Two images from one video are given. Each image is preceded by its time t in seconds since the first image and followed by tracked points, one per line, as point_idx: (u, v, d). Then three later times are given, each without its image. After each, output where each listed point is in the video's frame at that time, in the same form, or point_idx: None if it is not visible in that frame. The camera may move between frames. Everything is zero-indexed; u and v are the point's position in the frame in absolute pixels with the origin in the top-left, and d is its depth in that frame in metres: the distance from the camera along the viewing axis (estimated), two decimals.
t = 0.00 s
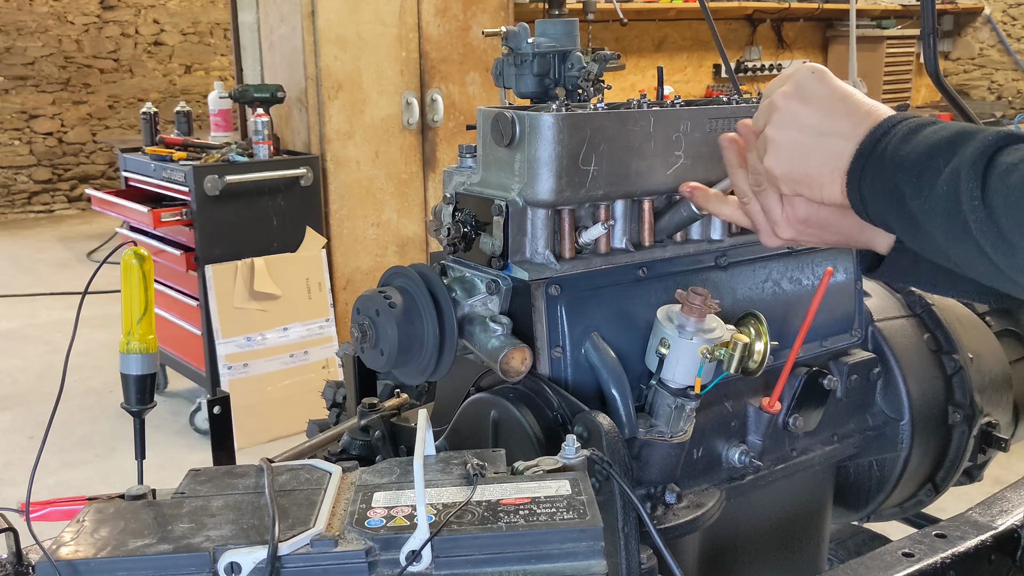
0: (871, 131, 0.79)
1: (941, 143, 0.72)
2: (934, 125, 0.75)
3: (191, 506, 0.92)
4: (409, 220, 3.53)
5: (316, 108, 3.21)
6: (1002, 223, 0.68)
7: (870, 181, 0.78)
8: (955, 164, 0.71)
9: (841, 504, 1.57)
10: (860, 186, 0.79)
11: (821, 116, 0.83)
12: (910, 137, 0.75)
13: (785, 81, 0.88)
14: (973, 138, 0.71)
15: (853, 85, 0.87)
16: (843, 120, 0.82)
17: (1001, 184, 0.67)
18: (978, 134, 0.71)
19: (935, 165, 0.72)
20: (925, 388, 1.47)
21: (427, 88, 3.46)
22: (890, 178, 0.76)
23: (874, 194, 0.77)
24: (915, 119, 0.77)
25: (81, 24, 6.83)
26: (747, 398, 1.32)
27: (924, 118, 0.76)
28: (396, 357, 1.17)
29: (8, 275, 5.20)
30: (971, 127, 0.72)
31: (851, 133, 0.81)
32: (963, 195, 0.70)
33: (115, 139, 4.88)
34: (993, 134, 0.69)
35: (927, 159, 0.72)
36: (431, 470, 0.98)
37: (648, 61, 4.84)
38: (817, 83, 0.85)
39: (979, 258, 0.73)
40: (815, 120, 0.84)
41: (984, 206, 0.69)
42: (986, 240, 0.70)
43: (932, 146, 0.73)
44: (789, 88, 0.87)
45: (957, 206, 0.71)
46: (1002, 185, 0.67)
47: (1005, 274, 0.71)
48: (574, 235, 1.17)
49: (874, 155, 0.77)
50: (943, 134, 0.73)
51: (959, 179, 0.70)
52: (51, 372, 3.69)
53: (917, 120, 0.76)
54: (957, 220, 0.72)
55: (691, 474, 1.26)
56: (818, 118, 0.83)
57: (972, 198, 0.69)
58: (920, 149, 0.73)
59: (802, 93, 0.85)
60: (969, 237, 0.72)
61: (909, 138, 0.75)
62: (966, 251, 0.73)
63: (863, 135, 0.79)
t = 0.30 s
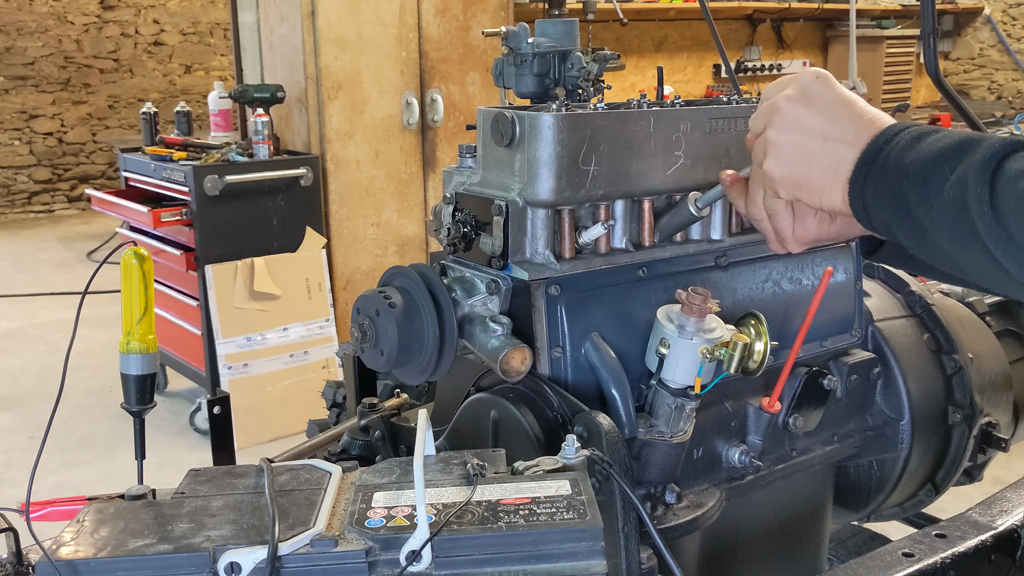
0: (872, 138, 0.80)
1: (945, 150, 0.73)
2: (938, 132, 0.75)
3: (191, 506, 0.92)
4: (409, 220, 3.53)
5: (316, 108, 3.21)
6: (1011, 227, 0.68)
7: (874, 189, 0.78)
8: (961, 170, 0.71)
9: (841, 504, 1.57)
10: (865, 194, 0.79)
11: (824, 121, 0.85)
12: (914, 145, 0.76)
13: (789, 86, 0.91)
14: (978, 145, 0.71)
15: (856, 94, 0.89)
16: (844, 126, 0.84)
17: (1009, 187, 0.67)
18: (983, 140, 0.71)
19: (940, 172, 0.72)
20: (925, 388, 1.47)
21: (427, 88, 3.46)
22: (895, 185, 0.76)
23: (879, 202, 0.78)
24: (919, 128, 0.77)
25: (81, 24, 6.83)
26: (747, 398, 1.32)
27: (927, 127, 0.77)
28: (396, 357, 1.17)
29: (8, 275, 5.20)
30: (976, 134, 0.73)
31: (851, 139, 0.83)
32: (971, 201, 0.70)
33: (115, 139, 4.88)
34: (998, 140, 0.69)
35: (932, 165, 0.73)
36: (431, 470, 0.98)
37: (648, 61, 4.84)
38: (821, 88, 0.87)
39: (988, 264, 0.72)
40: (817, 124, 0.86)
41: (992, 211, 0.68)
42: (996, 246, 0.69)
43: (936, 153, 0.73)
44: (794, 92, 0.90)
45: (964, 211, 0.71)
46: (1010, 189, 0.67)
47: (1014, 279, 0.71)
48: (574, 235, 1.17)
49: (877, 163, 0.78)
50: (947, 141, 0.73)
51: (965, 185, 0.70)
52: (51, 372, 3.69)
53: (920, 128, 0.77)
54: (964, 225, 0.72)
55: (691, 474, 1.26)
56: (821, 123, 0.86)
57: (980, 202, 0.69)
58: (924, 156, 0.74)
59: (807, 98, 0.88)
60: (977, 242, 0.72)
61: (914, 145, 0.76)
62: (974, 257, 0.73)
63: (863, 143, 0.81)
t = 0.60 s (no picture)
0: (874, 148, 0.79)
1: (946, 158, 0.72)
2: (940, 140, 0.74)
3: (191, 506, 0.92)
4: (409, 220, 3.53)
5: (316, 108, 3.21)
6: (1014, 236, 0.66)
7: (876, 198, 0.77)
8: (962, 179, 0.70)
9: (841, 504, 1.57)
10: (866, 203, 0.78)
11: (826, 131, 0.83)
12: (914, 153, 0.75)
13: (790, 93, 0.89)
14: (979, 153, 0.70)
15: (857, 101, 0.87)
16: (848, 136, 0.82)
17: (1010, 196, 0.66)
18: (985, 147, 0.70)
19: (941, 180, 0.72)
20: (925, 388, 1.47)
21: (427, 88, 3.46)
22: (896, 195, 0.75)
23: (881, 211, 0.77)
24: (920, 136, 0.76)
25: (81, 24, 6.83)
26: (747, 398, 1.32)
27: (928, 135, 0.76)
28: (396, 357, 1.17)
29: (8, 274, 5.20)
30: (979, 141, 0.71)
31: (854, 149, 0.81)
32: (973, 211, 0.69)
33: (115, 139, 4.89)
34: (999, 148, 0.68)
35: (934, 174, 0.72)
36: (431, 470, 0.98)
37: (648, 61, 4.84)
38: (822, 97, 0.85)
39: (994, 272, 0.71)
40: (820, 135, 0.84)
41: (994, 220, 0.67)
42: (999, 255, 0.68)
43: (937, 161, 0.72)
44: (795, 102, 0.87)
45: (967, 220, 0.70)
46: (1010, 199, 0.66)
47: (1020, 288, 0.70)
48: (574, 235, 1.17)
49: (879, 172, 0.77)
50: (949, 149, 0.72)
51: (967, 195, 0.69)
52: (51, 372, 3.69)
53: (922, 136, 0.76)
54: (967, 235, 0.71)
55: (691, 474, 1.26)
56: (823, 133, 0.84)
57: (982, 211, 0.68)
58: (925, 165, 0.73)
59: (808, 108, 0.86)
60: (981, 250, 0.71)
61: (914, 154, 0.75)
62: (980, 265, 0.72)
63: (867, 152, 0.80)
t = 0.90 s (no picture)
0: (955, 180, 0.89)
1: (1007, 186, 0.80)
2: (1009, 169, 0.82)
3: (191, 506, 0.92)
4: (409, 220, 3.53)
5: (316, 108, 3.21)
6: None
7: (955, 225, 0.86)
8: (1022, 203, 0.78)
9: (841, 504, 1.57)
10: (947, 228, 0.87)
11: (914, 169, 0.95)
12: (988, 179, 0.84)
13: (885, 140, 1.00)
14: None
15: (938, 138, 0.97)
16: (932, 178, 0.92)
17: None
18: None
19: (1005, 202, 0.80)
20: (925, 388, 1.47)
21: (427, 88, 3.46)
22: (969, 224, 0.84)
23: (960, 239, 0.86)
24: (993, 165, 0.85)
25: (81, 24, 6.83)
26: (747, 398, 1.32)
27: (1005, 162, 0.84)
28: (396, 357, 1.17)
29: (7, 274, 5.20)
30: None
31: (939, 187, 0.91)
32: None
33: (115, 139, 4.89)
34: None
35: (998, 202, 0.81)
36: (431, 470, 0.98)
37: (648, 61, 4.84)
38: (904, 142, 0.97)
39: None
40: (911, 181, 0.95)
41: None
42: None
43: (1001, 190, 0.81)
44: (887, 149, 0.99)
45: None
46: None
47: None
48: (574, 235, 1.17)
49: (955, 204, 0.86)
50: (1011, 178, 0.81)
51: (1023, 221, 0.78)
52: (51, 372, 3.69)
53: (995, 165, 0.84)
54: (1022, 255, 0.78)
55: (691, 474, 1.26)
56: (913, 176, 0.95)
57: None
58: (993, 193, 0.82)
59: (893, 158, 0.97)
60: None
61: (988, 180, 0.84)
62: None
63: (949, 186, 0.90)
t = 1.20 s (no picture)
0: (931, 128, 0.90)
1: (978, 142, 0.83)
2: (983, 125, 0.85)
3: (191, 506, 0.92)
4: (409, 220, 3.53)
5: (316, 108, 3.21)
6: (1013, 223, 0.78)
7: (922, 175, 0.89)
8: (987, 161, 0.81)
9: (841, 504, 1.57)
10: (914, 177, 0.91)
11: (893, 114, 0.96)
12: (956, 136, 0.86)
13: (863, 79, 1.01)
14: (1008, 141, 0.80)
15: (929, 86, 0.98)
16: (911, 120, 0.94)
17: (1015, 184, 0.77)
18: (1011, 134, 0.81)
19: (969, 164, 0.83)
20: (925, 387, 1.47)
21: (427, 88, 3.46)
22: (934, 174, 0.87)
23: (925, 189, 0.89)
24: (968, 119, 0.87)
25: (81, 24, 6.83)
26: (747, 398, 1.32)
27: (974, 120, 0.86)
28: (396, 357, 1.17)
29: (7, 274, 5.20)
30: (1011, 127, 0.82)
31: (915, 131, 0.93)
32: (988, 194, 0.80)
33: (115, 139, 4.89)
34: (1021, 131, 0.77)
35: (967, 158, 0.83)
36: (431, 470, 0.98)
37: (648, 61, 4.84)
38: (889, 81, 0.97)
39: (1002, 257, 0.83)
40: (887, 120, 0.96)
41: (1004, 207, 0.78)
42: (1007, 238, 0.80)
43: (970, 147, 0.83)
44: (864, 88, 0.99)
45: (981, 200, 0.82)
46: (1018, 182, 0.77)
47: None
48: (574, 235, 1.17)
49: (926, 153, 0.89)
50: (983, 135, 0.83)
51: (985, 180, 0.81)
52: (51, 372, 3.69)
53: (969, 119, 0.87)
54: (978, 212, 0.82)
55: (691, 474, 1.26)
56: (892, 116, 0.96)
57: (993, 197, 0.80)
58: (962, 148, 0.84)
59: (875, 95, 0.98)
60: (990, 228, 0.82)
61: (955, 138, 0.86)
62: (992, 249, 0.84)
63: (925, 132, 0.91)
